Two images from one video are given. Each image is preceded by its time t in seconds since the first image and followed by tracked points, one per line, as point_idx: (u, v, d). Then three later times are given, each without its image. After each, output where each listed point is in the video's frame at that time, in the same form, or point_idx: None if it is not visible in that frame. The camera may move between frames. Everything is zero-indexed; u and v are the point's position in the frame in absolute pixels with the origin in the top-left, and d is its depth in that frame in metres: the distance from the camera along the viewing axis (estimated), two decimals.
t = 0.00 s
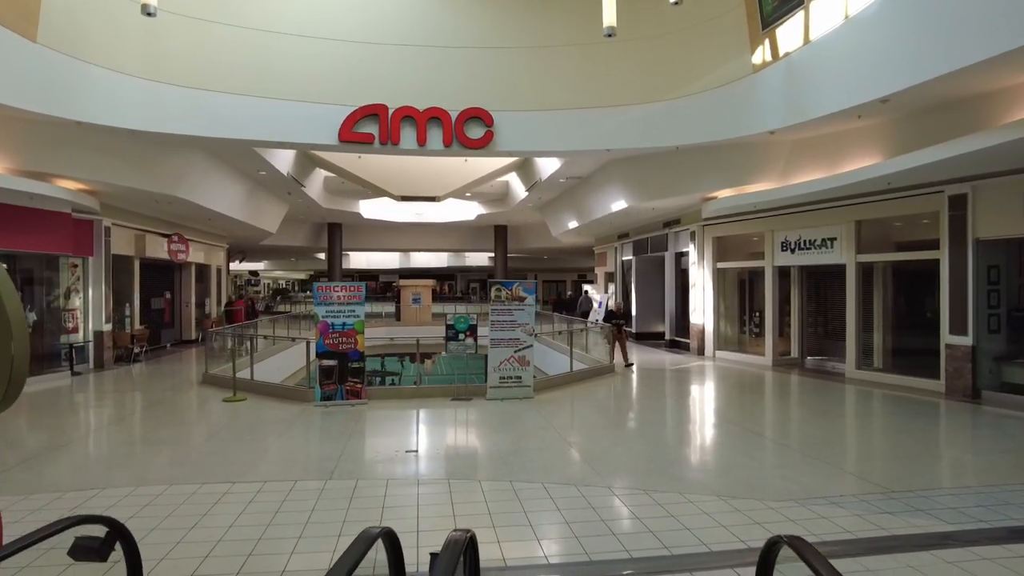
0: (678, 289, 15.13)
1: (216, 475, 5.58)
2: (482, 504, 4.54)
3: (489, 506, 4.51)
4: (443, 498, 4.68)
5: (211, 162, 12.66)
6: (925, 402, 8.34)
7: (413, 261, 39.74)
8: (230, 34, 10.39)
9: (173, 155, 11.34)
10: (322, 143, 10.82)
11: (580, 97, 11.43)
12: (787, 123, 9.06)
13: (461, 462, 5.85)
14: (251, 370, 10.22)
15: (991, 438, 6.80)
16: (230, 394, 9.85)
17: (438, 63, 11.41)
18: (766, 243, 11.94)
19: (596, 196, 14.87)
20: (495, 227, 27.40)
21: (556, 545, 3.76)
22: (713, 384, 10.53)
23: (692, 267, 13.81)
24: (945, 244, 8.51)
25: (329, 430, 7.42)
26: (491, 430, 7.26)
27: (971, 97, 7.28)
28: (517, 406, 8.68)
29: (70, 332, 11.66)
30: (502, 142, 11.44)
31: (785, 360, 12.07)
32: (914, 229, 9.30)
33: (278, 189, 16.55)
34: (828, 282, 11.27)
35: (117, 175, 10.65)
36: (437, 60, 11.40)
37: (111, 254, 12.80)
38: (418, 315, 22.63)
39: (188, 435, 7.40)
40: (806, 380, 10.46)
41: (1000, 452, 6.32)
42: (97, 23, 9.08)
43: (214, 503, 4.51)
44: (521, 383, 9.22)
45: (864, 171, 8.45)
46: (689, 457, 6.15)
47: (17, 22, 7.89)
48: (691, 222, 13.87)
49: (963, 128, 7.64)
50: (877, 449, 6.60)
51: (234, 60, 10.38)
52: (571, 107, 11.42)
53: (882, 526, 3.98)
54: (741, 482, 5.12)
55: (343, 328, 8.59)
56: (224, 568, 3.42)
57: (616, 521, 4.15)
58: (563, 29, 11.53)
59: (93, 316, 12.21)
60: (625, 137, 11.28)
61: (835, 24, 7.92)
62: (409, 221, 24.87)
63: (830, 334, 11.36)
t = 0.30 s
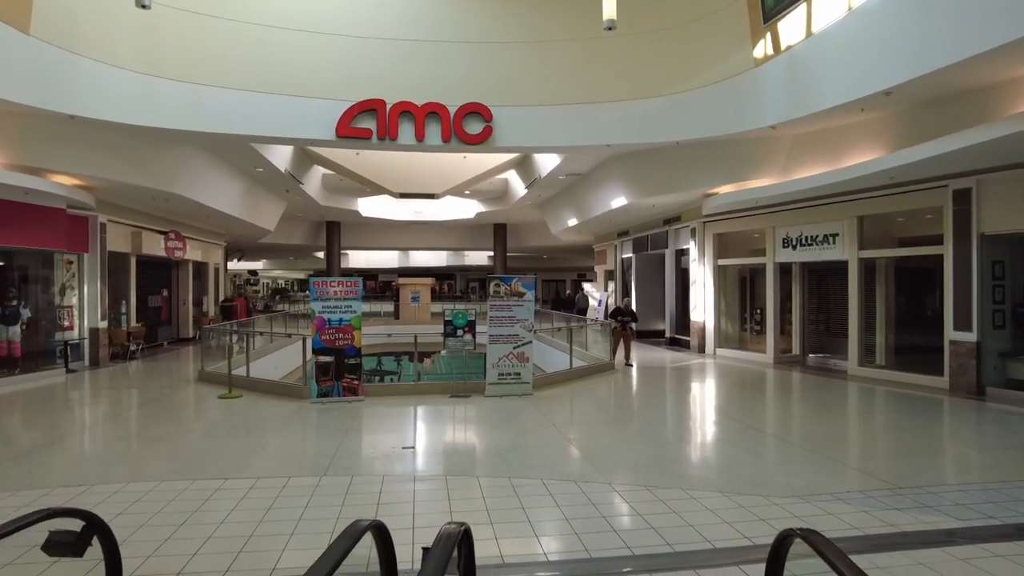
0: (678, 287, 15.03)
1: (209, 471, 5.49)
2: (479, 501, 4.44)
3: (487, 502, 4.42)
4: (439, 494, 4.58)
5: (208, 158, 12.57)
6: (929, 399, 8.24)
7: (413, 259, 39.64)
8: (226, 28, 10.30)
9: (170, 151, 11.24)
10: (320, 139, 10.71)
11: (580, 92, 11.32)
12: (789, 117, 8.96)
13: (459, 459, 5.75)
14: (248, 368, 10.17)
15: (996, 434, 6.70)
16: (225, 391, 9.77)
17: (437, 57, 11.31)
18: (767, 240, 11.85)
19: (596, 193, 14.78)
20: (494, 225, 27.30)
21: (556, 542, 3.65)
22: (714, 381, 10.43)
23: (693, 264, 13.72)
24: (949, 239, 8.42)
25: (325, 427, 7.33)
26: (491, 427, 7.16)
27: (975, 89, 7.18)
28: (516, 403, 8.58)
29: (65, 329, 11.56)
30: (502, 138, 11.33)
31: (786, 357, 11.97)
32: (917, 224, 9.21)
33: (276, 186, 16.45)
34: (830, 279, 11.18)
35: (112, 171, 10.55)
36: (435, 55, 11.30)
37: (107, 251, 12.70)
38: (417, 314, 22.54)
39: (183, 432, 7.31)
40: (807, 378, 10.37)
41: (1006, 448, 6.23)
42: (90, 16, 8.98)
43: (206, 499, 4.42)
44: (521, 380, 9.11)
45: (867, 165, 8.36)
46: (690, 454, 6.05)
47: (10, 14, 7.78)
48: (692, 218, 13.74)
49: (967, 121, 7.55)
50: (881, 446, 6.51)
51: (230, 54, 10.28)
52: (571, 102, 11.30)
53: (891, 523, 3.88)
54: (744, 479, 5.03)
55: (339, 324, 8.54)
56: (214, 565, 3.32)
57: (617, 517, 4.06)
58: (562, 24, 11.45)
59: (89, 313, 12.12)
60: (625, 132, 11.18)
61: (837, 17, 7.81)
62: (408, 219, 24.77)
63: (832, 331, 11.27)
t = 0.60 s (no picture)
0: (678, 285, 14.93)
1: (203, 466, 5.41)
2: (477, 497, 4.35)
3: (485, 498, 4.32)
4: (436, 491, 4.49)
5: (205, 154, 12.47)
6: (933, 396, 8.16)
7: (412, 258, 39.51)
8: (222, 22, 10.19)
9: (166, 146, 11.13)
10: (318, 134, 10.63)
11: (579, 88, 11.22)
12: (792, 112, 8.86)
13: (456, 456, 5.66)
14: (243, 364, 10.20)
15: (1002, 430, 6.62)
16: (221, 388, 9.67)
17: (435, 52, 11.21)
18: (769, 236, 11.75)
19: (596, 190, 14.67)
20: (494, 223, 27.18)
21: (556, 539, 3.55)
22: (715, 379, 10.34)
23: (693, 261, 13.63)
24: (954, 234, 8.34)
25: (322, 423, 7.23)
26: (490, 423, 7.07)
27: (982, 79, 7.09)
28: (516, 400, 8.49)
29: (60, 326, 11.46)
30: (501, 133, 11.24)
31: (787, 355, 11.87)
32: (920, 219, 9.13)
33: (273, 183, 16.34)
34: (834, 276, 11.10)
35: (107, 166, 10.44)
36: (434, 50, 11.21)
37: (102, 247, 12.60)
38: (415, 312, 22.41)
39: (178, 429, 7.21)
40: (809, 375, 10.27)
41: (1013, 444, 6.14)
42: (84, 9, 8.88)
43: (197, 494, 4.32)
44: (520, 376, 9.02)
45: (870, 159, 8.26)
46: (692, 451, 5.96)
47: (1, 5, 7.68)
48: (693, 215, 13.62)
49: (972, 114, 7.47)
50: (886, 442, 6.42)
51: (226, 48, 10.18)
52: (571, 97, 11.20)
53: (901, 519, 3.80)
54: (749, 476, 4.94)
55: (336, 320, 8.46)
56: (203, 562, 3.22)
57: (618, 513, 3.96)
58: (561, 18, 11.34)
59: (85, 310, 12.01)
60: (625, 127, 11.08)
61: (840, 8, 7.70)
62: (407, 217, 24.67)
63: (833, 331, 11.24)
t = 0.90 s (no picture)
0: (679, 282, 14.83)
1: (194, 462, 5.32)
2: (474, 493, 4.25)
3: (482, 495, 4.22)
4: (433, 487, 4.39)
5: (202, 150, 12.37)
6: (937, 393, 8.07)
7: (411, 257, 39.43)
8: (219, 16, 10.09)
9: (161, 141, 11.02)
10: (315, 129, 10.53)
11: (579, 83, 11.12)
12: (794, 105, 8.76)
13: (454, 452, 5.56)
14: (239, 363, 10.01)
15: (1008, 427, 6.53)
16: (216, 385, 9.57)
17: (434, 47, 11.12)
18: (770, 232, 11.66)
19: (596, 186, 14.56)
20: (493, 222, 27.08)
21: (556, 536, 3.45)
22: (715, 376, 10.25)
23: (694, 258, 13.53)
24: (958, 229, 8.25)
25: (318, 420, 7.13)
26: (488, 420, 6.97)
27: (988, 71, 7.00)
28: (514, 396, 8.39)
29: (55, 323, 11.35)
30: (500, 129, 11.13)
31: (789, 352, 11.78)
32: (924, 215, 9.04)
33: (271, 180, 16.24)
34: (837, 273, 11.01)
35: (103, 162, 10.33)
36: (432, 45, 11.11)
37: (98, 243, 12.49)
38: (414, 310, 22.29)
39: (172, 425, 7.11)
40: (811, 372, 10.18)
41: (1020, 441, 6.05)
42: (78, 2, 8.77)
43: (187, 491, 4.22)
44: (519, 373, 8.93)
45: (873, 153, 8.16)
46: (693, 449, 5.86)
47: None
48: (694, 212, 13.51)
49: (977, 107, 7.39)
50: (890, 439, 6.33)
51: (223, 42, 10.08)
52: (571, 92, 11.10)
53: (911, 516, 3.71)
54: (753, 472, 4.84)
55: (332, 315, 8.33)
56: (190, 559, 3.12)
57: (619, 509, 3.86)
58: (560, 13, 11.24)
59: (79, 307, 11.90)
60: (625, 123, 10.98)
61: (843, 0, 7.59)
62: (406, 215, 24.57)
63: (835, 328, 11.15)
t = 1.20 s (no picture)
0: (679, 280, 14.74)
1: (187, 458, 5.21)
2: (472, 489, 4.15)
3: (480, 491, 4.12)
4: (429, 483, 4.29)
5: (198, 146, 12.26)
6: (942, 389, 7.98)
7: (410, 256, 39.31)
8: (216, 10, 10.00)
9: (157, 137, 10.91)
10: (313, 124, 10.43)
11: (579, 78, 11.03)
12: (796, 99, 8.66)
13: (452, 449, 5.45)
14: (234, 360, 9.90)
15: (1015, 423, 6.44)
16: (210, 382, 9.46)
17: (432, 42, 11.03)
18: (772, 229, 11.55)
19: (596, 183, 14.46)
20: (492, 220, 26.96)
21: (556, 533, 3.34)
22: (716, 374, 10.14)
23: (695, 255, 13.42)
24: (963, 223, 8.15)
25: (314, 417, 7.02)
26: (487, 416, 6.86)
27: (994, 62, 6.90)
28: (514, 393, 8.29)
29: (49, 320, 11.23)
30: (500, 124, 10.96)
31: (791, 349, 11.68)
32: (927, 210, 8.94)
33: (269, 177, 16.12)
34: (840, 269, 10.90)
35: (98, 157, 10.22)
36: (431, 41, 11.03)
37: (93, 240, 12.36)
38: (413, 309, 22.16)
39: (166, 422, 7.00)
40: (813, 369, 10.07)
41: None
42: None
43: (177, 487, 4.11)
44: (518, 369, 8.81)
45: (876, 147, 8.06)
46: (696, 446, 5.76)
47: None
48: (695, 208, 13.42)
49: (983, 100, 7.30)
50: (895, 435, 6.23)
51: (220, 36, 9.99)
52: (571, 87, 11.00)
53: (922, 512, 3.61)
54: (757, 469, 4.75)
55: (328, 311, 8.22)
56: (178, 556, 3.01)
57: (621, 506, 3.76)
58: (560, 8, 11.16)
59: (74, 305, 11.78)
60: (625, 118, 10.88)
61: None
62: (405, 213, 24.46)
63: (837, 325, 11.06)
